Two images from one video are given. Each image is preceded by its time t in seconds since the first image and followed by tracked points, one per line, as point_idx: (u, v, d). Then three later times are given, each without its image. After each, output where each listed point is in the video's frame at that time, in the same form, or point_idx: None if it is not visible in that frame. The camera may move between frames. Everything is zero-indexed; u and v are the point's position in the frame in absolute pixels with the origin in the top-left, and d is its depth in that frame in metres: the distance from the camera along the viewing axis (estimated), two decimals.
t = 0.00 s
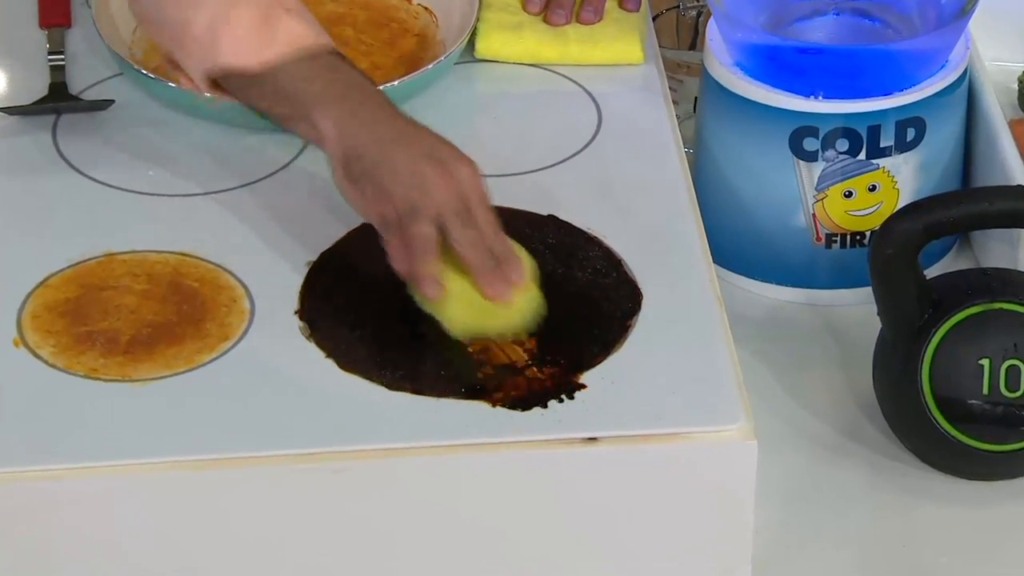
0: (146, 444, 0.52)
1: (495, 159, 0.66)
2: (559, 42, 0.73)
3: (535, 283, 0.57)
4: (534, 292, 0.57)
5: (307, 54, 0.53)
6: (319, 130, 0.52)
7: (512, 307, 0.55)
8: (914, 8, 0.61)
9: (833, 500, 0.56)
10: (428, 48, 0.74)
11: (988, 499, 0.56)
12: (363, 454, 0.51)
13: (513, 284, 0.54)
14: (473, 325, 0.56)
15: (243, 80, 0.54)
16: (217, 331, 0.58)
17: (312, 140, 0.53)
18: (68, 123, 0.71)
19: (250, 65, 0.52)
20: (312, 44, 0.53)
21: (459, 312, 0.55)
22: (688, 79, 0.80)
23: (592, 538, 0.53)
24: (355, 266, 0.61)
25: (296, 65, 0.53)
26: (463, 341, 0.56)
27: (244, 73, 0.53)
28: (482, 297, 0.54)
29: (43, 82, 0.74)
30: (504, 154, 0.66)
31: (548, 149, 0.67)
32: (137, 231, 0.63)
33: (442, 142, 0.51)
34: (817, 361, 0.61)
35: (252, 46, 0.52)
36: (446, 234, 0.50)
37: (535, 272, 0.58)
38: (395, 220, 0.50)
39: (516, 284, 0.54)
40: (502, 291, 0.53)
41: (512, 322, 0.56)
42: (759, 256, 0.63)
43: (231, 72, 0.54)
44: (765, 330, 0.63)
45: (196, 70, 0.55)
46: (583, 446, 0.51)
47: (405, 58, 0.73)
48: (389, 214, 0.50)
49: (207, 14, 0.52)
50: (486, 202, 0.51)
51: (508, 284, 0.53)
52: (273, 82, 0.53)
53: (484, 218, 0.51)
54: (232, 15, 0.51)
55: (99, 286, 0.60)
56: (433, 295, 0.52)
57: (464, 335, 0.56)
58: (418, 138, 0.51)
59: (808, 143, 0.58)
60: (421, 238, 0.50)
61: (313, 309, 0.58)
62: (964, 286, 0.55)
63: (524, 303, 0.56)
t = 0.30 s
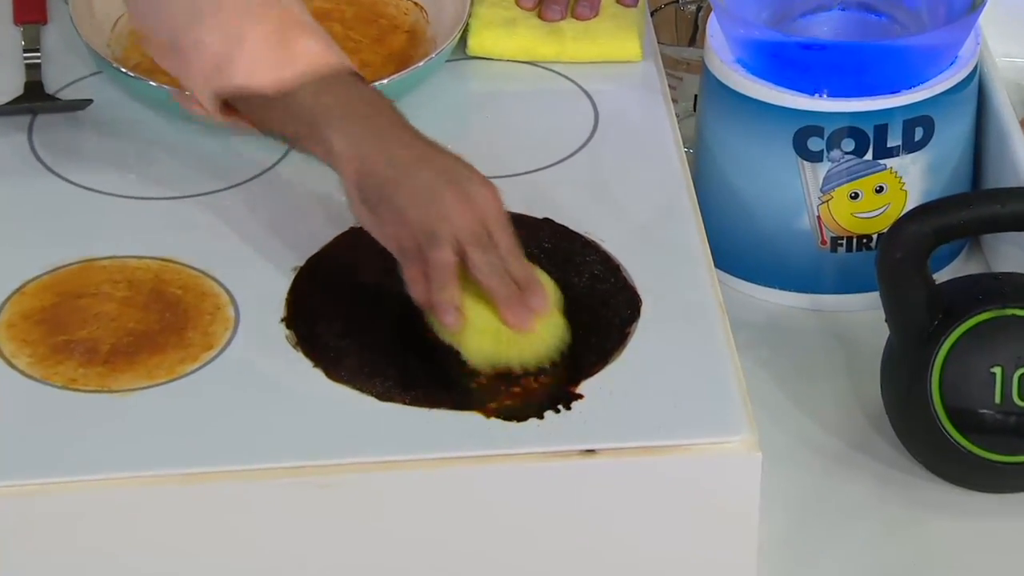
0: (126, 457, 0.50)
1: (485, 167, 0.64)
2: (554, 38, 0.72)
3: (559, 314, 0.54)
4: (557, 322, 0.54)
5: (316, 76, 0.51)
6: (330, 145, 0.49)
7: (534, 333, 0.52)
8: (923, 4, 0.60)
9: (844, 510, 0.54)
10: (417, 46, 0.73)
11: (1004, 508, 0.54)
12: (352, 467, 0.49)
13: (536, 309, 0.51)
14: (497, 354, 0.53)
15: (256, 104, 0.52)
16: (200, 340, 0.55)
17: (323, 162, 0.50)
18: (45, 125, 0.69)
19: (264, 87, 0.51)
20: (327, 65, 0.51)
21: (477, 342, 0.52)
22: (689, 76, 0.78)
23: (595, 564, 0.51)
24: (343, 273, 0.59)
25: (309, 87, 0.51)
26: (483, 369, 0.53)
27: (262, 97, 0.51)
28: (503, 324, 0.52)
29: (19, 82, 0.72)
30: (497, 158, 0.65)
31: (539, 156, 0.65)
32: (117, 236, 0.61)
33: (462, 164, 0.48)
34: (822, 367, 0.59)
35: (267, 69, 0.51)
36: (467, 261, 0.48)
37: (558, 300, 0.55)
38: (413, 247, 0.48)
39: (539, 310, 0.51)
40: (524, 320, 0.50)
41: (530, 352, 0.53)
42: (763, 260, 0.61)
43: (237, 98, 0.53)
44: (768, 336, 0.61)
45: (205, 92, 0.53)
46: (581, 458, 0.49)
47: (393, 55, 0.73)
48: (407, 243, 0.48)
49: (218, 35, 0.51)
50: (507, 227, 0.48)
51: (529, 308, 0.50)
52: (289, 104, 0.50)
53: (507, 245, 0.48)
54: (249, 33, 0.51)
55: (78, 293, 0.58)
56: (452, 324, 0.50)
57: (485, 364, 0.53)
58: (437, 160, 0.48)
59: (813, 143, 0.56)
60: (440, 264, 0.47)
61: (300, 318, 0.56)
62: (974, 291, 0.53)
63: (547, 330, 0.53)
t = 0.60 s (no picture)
0: (105, 470, 0.48)
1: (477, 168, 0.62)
2: (550, 36, 0.70)
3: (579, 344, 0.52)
4: (581, 354, 0.51)
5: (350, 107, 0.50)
6: (351, 176, 0.50)
7: (555, 371, 0.49)
8: None
9: (852, 513, 0.52)
10: (408, 41, 0.72)
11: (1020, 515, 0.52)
12: (350, 479, 0.47)
13: (558, 346, 0.49)
14: (515, 386, 0.50)
15: (275, 132, 0.52)
16: (183, 348, 0.53)
17: (342, 186, 0.51)
18: (25, 126, 0.67)
19: (281, 115, 0.50)
20: (358, 93, 0.50)
21: (496, 380, 0.50)
22: (687, 73, 0.76)
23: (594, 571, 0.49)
24: (332, 278, 0.57)
25: (334, 118, 0.50)
26: (501, 407, 0.50)
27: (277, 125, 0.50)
28: (526, 364, 0.49)
29: None
30: (491, 159, 0.63)
31: (532, 158, 0.63)
32: (98, 240, 0.59)
33: (482, 194, 0.49)
34: (825, 373, 0.57)
35: (286, 99, 0.50)
36: (484, 293, 0.48)
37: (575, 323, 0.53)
38: (427, 280, 0.48)
39: (563, 348, 0.48)
40: (548, 359, 0.48)
41: (550, 390, 0.50)
42: (765, 263, 0.59)
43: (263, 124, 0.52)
44: (771, 342, 0.59)
45: (224, 121, 0.52)
46: (578, 469, 0.47)
47: (384, 51, 0.71)
48: (418, 273, 0.48)
49: (252, 57, 0.51)
50: (529, 264, 0.48)
51: (554, 347, 0.48)
52: (319, 135, 0.50)
53: (525, 278, 0.48)
54: (271, 59, 0.50)
55: (56, 300, 0.56)
56: (470, 359, 0.47)
57: (506, 398, 0.50)
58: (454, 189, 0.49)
59: (816, 143, 0.55)
60: (455, 296, 0.47)
61: (287, 325, 0.54)
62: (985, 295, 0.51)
63: (571, 367, 0.50)
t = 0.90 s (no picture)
0: (93, 481, 0.46)
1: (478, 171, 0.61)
2: (555, 31, 0.69)
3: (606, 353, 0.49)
4: (607, 362, 0.49)
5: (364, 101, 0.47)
6: (364, 176, 0.47)
7: (580, 373, 0.47)
8: None
9: (868, 525, 0.50)
10: (407, 36, 0.71)
11: None
12: (342, 491, 0.45)
13: (580, 347, 0.47)
14: (537, 395, 0.48)
15: (284, 129, 0.48)
16: (176, 354, 0.51)
17: (358, 186, 0.48)
18: (14, 127, 0.66)
19: (292, 115, 0.47)
20: (374, 89, 0.47)
21: (518, 384, 0.48)
22: (697, 69, 0.75)
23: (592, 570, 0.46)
24: (331, 282, 0.55)
25: (342, 115, 0.47)
26: (526, 413, 0.48)
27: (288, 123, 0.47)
28: (546, 366, 0.47)
29: None
30: (494, 159, 0.61)
31: (536, 161, 0.61)
32: (88, 243, 0.58)
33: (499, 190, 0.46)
34: (840, 381, 0.55)
35: (298, 103, 0.47)
36: (505, 292, 0.45)
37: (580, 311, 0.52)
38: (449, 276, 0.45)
39: (587, 348, 0.47)
40: (571, 360, 0.47)
41: (576, 394, 0.48)
42: (779, 265, 0.57)
43: (277, 124, 0.48)
44: (785, 352, 0.57)
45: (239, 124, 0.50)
46: (584, 480, 0.45)
47: (383, 48, 0.70)
48: (437, 271, 0.46)
49: (262, 50, 0.47)
50: (547, 258, 0.46)
51: (577, 348, 0.47)
52: (320, 129, 0.47)
53: (548, 277, 0.46)
54: (284, 55, 0.47)
55: (44, 304, 0.54)
56: (493, 364, 0.46)
57: (529, 407, 0.48)
58: (476, 189, 0.45)
59: (832, 141, 0.53)
60: (477, 296, 0.44)
61: (282, 330, 0.52)
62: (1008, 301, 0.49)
63: (596, 370, 0.48)
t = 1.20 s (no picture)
0: (83, 491, 0.44)
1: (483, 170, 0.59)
2: (563, 24, 0.67)
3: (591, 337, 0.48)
4: (586, 343, 0.48)
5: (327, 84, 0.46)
6: (334, 161, 0.44)
7: (564, 357, 0.46)
8: None
9: (889, 535, 0.48)
10: (410, 28, 0.69)
11: None
12: (341, 501, 0.43)
13: (563, 331, 0.44)
14: (517, 381, 0.46)
15: (250, 113, 0.47)
16: (170, 359, 0.50)
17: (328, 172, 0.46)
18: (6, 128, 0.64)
19: (259, 95, 0.46)
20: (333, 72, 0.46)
21: (500, 369, 0.46)
22: (711, 63, 0.74)
23: None
24: (331, 284, 0.53)
25: (307, 97, 0.45)
26: (507, 402, 0.46)
27: (251, 105, 0.46)
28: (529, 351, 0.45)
29: None
30: (499, 158, 0.60)
31: (543, 160, 0.59)
32: (81, 245, 0.56)
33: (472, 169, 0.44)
34: (857, 387, 0.53)
35: (263, 80, 0.46)
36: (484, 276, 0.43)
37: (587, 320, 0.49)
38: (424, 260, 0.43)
39: (570, 332, 0.44)
40: (554, 343, 0.44)
41: (558, 379, 0.46)
42: (796, 266, 0.56)
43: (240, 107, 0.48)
44: (801, 357, 0.55)
45: (201, 101, 0.48)
46: (594, 490, 0.43)
47: (384, 42, 0.68)
48: (413, 257, 0.43)
49: (218, 37, 0.46)
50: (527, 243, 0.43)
51: (558, 331, 0.44)
52: (294, 117, 0.45)
53: (530, 261, 0.43)
54: (243, 38, 0.46)
55: (34, 308, 0.52)
56: (471, 349, 0.43)
57: (509, 395, 0.47)
58: (446, 163, 0.43)
59: (850, 138, 0.51)
60: (453, 279, 0.42)
61: (281, 334, 0.51)
62: None
63: (579, 353, 0.47)
